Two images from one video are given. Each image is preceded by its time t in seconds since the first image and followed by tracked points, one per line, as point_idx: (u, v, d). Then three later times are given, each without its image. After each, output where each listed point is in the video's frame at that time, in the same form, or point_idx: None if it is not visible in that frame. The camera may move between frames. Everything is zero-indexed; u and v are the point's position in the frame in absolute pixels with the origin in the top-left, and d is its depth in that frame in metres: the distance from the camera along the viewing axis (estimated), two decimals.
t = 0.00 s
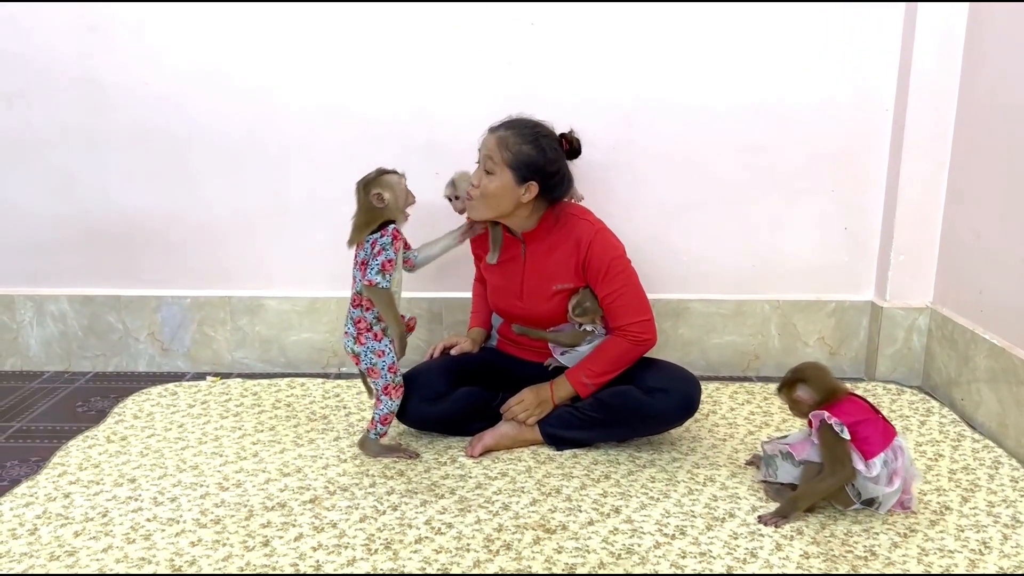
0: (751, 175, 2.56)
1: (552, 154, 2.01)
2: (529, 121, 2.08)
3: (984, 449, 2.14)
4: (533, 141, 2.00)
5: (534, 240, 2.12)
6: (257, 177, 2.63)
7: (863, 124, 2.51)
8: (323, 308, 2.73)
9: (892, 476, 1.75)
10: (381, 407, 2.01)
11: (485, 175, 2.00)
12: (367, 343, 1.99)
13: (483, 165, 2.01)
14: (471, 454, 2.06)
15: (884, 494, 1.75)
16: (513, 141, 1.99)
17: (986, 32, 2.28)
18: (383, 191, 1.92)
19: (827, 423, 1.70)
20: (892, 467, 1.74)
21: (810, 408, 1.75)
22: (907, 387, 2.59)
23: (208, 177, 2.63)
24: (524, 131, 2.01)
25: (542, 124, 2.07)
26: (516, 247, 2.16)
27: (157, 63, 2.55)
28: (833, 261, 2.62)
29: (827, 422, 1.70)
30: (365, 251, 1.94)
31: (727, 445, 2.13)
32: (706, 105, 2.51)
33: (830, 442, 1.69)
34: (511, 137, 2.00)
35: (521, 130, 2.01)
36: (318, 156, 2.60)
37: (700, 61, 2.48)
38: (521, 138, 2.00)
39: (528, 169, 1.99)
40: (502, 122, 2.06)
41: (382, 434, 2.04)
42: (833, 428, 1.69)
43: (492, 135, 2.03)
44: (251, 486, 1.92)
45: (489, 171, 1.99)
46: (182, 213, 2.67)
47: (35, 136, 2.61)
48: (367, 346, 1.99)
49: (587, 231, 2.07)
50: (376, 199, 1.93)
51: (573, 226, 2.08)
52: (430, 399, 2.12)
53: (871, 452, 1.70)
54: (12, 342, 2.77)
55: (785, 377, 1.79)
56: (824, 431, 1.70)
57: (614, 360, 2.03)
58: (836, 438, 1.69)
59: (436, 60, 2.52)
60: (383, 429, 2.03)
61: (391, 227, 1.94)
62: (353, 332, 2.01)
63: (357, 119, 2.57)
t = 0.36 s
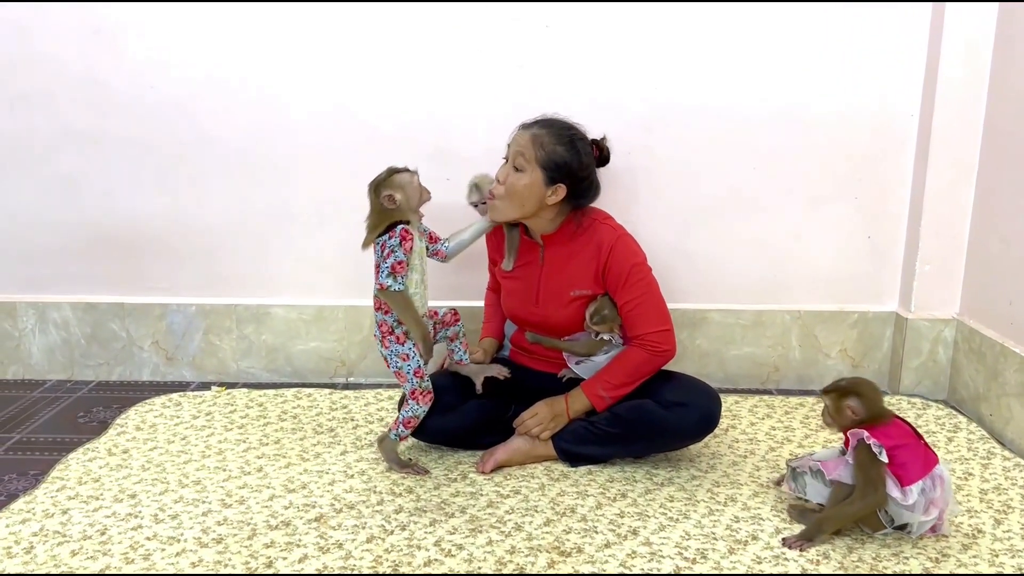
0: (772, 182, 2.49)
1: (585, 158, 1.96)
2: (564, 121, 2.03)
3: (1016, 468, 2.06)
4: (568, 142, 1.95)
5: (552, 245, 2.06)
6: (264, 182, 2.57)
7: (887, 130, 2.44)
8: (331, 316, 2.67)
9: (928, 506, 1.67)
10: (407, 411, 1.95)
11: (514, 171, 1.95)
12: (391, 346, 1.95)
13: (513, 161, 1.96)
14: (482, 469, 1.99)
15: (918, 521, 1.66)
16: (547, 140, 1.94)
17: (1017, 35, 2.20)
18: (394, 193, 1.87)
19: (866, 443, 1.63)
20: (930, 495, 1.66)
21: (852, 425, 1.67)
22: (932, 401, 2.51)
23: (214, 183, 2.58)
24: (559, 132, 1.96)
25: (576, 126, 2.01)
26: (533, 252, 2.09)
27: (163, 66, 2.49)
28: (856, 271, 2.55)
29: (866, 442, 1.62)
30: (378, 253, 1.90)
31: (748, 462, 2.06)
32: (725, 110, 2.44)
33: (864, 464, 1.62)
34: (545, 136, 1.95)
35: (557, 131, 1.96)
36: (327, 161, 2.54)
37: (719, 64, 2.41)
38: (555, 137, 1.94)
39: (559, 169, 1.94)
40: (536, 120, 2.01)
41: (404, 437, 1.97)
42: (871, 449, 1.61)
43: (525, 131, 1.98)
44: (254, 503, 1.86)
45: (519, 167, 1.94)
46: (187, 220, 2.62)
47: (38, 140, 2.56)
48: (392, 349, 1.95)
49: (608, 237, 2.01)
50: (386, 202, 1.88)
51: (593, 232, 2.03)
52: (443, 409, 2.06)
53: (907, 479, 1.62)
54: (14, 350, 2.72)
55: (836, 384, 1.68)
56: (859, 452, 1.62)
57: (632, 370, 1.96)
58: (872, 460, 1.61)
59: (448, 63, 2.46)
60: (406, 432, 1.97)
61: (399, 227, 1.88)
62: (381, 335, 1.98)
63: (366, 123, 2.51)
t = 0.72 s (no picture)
0: (787, 189, 2.42)
1: (594, 161, 1.90)
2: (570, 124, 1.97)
3: None
4: (577, 145, 1.89)
5: (560, 252, 1.99)
6: (265, 187, 2.51)
7: (906, 136, 2.37)
8: (333, 325, 2.61)
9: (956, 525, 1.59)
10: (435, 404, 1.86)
11: (521, 174, 1.88)
12: (425, 332, 1.86)
13: (520, 164, 1.89)
14: (488, 486, 1.92)
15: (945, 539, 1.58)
16: (556, 142, 1.88)
17: None
18: (433, 176, 1.78)
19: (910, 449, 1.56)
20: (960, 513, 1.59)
21: (896, 431, 1.60)
22: (952, 415, 2.44)
23: (214, 187, 2.52)
24: (568, 134, 1.90)
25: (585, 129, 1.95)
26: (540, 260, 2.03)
27: (163, 68, 2.44)
28: (873, 280, 2.48)
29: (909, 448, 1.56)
30: (421, 236, 1.82)
31: (764, 479, 2.00)
32: (739, 114, 2.37)
33: (906, 470, 1.55)
34: (554, 138, 1.89)
35: (565, 133, 1.90)
36: (330, 166, 2.48)
37: (733, 67, 2.35)
38: (564, 140, 1.88)
39: (568, 173, 1.88)
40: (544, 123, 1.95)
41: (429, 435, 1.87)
42: (912, 456, 1.55)
43: (532, 133, 1.92)
44: (252, 521, 1.79)
45: (526, 171, 1.87)
46: (186, 225, 2.56)
47: (35, 143, 2.51)
48: (425, 335, 1.86)
49: (618, 244, 1.94)
50: (424, 185, 1.78)
51: (603, 239, 1.96)
52: (448, 424, 1.99)
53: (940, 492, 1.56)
54: (9, 358, 2.67)
55: (890, 388, 1.61)
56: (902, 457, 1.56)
57: (643, 383, 1.89)
58: (912, 468, 1.55)
59: (454, 65, 2.40)
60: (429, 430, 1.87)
61: (445, 209, 1.81)
62: (410, 322, 1.88)
63: (370, 127, 2.45)
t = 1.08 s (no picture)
0: (796, 193, 2.37)
1: (632, 156, 1.82)
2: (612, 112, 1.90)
3: None
4: (616, 137, 1.81)
5: (582, 247, 1.93)
6: (262, 190, 2.45)
7: (919, 139, 2.31)
8: (331, 331, 2.55)
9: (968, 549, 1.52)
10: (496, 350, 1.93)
11: (556, 163, 1.84)
12: (459, 293, 1.89)
13: (555, 152, 1.84)
14: (487, 499, 1.86)
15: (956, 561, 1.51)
16: (593, 132, 1.81)
17: None
18: (462, 135, 1.81)
19: (935, 463, 1.50)
20: (972, 536, 1.51)
21: (922, 443, 1.54)
22: (966, 426, 2.37)
23: (209, 190, 2.46)
24: (607, 124, 1.82)
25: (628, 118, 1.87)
26: (561, 251, 1.97)
27: (157, 68, 2.38)
28: (885, 287, 2.42)
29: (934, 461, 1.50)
30: (447, 196, 1.85)
31: (774, 493, 1.94)
32: (748, 116, 2.31)
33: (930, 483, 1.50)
34: (592, 128, 1.82)
35: (604, 123, 1.82)
36: (328, 168, 2.43)
37: (741, 68, 2.29)
38: (602, 130, 1.81)
39: (603, 166, 1.81)
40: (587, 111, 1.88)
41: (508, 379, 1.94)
42: (941, 472, 1.49)
43: (572, 121, 1.86)
44: (243, 535, 1.73)
45: (560, 159, 1.82)
46: (181, 229, 2.50)
47: (26, 143, 2.45)
48: (459, 296, 1.89)
49: (648, 247, 1.90)
50: (451, 143, 1.81)
51: (631, 239, 1.92)
52: (446, 437, 1.92)
53: (959, 511, 1.49)
54: None
55: (917, 398, 1.55)
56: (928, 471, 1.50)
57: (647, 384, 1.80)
58: (939, 484, 1.49)
59: (455, 66, 2.34)
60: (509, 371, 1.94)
61: (473, 169, 1.84)
62: (440, 287, 1.89)
63: (369, 129, 2.39)
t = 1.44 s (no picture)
0: (798, 194, 2.34)
1: (667, 165, 1.76)
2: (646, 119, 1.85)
3: None
4: (650, 144, 1.75)
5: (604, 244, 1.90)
6: (258, 191, 2.43)
7: (922, 140, 2.29)
8: (327, 333, 2.51)
9: (969, 558, 1.52)
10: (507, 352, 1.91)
11: (588, 169, 1.78)
12: (479, 296, 1.86)
13: (587, 158, 1.79)
14: (484, 505, 1.82)
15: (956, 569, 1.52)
16: (626, 139, 1.75)
17: None
18: (512, 146, 1.80)
19: (942, 469, 1.48)
20: (974, 546, 1.50)
21: (928, 449, 1.51)
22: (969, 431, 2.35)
23: (204, 190, 2.43)
24: (641, 132, 1.76)
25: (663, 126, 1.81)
26: (581, 245, 1.93)
27: (151, 67, 2.35)
28: (888, 290, 2.40)
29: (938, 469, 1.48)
30: (481, 201, 1.82)
31: (775, 499, 1.91)
32: (749, 117, 2.29)
33: (934, 489, 1.47)
34: (625, 134, 1.76)
35: (637, 130, 1.76)
36: (324, 169, 2.40)
37: (743, 68, 2.26)
38: (636, 137, 1.75)
39: (637, 174, 1.75)
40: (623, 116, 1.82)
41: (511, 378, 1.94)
42: (946, 478, 1.48)
43: (607, 126, 1.80)
44: (236, 541, 1.70)
45: (593, 167, 1.77)
46: (175, 230, 2.47)
47: (18, 143, 2.42)
48: (479, 298, 1.86)
49: (672, 256, 1.88)
50: (501, 153, 1.81)
51: (655, 244, 1.89)
52: (442, 443, 1.88)
53: (959, 518, 1.48)
54: None
55: (925, 404, 1.52)
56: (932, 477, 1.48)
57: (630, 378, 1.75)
58: (943, 490, 1.47)
59: (454, 65, 2.31)
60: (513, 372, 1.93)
61: (514, 185, 1.81)
62: (461, 286, 1.86)
63: (366, 129, 2.36)
